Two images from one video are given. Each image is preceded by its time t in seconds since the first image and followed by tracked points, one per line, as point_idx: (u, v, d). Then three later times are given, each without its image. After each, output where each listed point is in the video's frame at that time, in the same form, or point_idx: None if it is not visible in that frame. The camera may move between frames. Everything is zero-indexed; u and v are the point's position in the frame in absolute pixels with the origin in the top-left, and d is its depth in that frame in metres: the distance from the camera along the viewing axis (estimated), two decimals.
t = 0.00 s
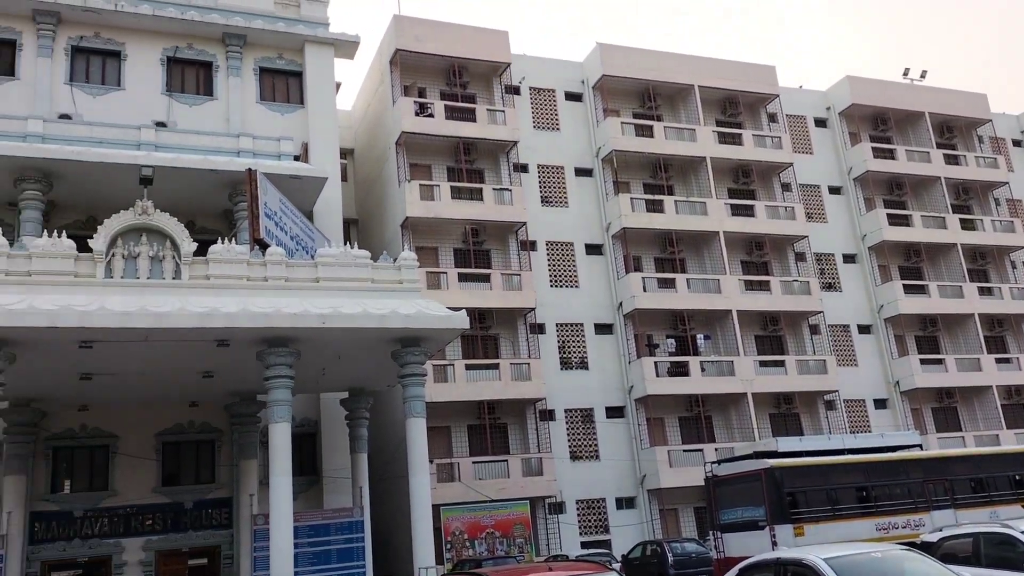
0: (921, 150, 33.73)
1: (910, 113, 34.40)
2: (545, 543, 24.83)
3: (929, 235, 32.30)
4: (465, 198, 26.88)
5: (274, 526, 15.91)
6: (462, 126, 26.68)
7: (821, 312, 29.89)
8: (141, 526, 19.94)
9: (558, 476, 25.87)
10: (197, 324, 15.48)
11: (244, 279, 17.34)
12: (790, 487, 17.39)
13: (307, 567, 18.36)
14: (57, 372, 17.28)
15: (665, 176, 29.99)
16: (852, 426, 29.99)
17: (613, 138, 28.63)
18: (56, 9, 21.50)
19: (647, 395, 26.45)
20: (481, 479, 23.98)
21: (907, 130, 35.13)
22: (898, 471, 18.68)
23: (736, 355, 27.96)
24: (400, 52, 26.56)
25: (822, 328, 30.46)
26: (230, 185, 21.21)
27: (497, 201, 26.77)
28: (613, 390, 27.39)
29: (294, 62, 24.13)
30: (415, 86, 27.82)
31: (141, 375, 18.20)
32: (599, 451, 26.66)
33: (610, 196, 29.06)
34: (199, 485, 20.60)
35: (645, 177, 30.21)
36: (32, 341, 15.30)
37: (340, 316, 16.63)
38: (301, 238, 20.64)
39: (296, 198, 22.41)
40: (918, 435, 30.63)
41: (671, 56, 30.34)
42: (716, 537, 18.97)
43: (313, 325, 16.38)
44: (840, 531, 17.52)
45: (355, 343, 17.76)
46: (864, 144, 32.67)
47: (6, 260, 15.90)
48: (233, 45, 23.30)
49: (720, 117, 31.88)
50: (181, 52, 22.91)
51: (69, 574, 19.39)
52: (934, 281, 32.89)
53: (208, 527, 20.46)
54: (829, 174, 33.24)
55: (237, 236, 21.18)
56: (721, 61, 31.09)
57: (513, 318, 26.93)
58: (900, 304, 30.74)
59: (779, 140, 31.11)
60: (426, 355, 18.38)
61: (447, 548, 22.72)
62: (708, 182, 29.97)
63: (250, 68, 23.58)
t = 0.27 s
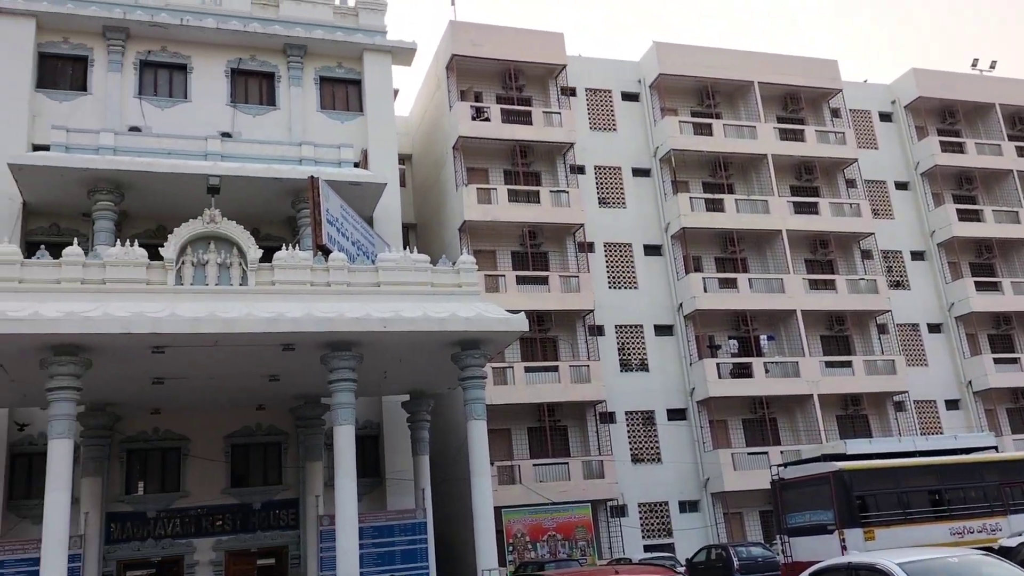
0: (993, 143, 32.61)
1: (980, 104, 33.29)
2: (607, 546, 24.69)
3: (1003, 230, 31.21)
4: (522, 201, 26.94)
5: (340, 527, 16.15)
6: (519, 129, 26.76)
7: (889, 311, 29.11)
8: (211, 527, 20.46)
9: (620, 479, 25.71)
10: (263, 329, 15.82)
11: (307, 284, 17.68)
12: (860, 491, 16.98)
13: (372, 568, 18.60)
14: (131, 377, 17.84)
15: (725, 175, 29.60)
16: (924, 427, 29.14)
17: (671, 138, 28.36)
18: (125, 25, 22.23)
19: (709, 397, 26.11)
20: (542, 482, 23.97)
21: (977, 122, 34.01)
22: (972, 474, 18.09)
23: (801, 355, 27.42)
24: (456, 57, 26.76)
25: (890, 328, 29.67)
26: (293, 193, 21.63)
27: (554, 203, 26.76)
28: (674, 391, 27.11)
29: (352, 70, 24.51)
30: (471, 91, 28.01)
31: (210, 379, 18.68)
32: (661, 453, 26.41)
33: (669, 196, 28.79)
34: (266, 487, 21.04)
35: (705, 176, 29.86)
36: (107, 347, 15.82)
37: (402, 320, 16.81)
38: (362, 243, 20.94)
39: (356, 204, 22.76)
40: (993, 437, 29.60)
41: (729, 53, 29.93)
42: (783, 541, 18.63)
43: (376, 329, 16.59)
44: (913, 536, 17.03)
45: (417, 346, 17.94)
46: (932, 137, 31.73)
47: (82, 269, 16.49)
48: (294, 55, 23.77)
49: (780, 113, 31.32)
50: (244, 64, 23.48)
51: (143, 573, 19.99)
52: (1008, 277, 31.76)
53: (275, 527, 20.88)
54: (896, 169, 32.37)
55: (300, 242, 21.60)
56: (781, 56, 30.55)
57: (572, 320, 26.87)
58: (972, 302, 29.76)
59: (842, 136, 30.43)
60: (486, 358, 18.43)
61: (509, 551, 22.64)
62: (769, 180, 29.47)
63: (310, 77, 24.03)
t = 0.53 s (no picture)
0: None
1: None
2: (668, 548, 24.45)
3: None
4: (576, 201, 26.92)
5: (400, 527, 16.29)
6: (572, 130, 26.70)
7: (957, 307, 28.25)
8: (276, 527, 20.86)
9: (680, 480, 25.44)
10: (324, 332, 16.07)
11: (365, 288, 17.91)
12: (929, 492, 16.51)
13: (433, 568, 18.74)
14: (197, 380, 18.30)
15: (783, 171, 29.09)
16: (993, 427, 28.16)
17: (727, 134, 27.98)
18: (187, 37, 22.83)
19: (770, 397, 25.67)
20: (601, 483, 23.87)
21: None
22: None
23: (864, 354, 26.79)
24: (508, 60, 26.83)
25: (958, 325, 28.79)
26: (350, 198, 21.94)
27: (609, 203, 26.62)
28: (734, 392, 26.72)
29: (406, 75, 24.75)
30: (524, 93, 28.05)
31: (272, 382, 19.05)
32: (721, 454, 26.07)
33: (725, 193, 28.40)
34: (328, 487, 21.37)
35: (762, 172, 29.39)
36: (174, 351, 16.26)
37: (458, 322, 16.90)
38: (418, 247, 21.13)
39: (412, 207, 22.98)
40: None
41: (786, 46, 29.40)
42: (850, 544, 18.21)
43: (433, 331, 16.72)
44: (986, 538, 16.50)
45: (474, 348, 18.02)
46: (1000, 127, 30.70)
47: (149, 276, 16.98)
48: (349, 62, 24.12)
49: (840, 107, 30.65)
50: (301, 72, 23.91)
51: (210, 572, 20.46)
52: None
53: (337, 528, 21.18)
54: (962, 161, 31.41)
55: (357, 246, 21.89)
56: (840, 49, 29.90)
57: (629, 321, 26.67)
58: None
59: (905, 128, 29.64)
60: (543, 359, 18.41)
61: (568, 552, 22.65)
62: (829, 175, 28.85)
63: (365, 83, 24.35)
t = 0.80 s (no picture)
0: None
1: None
2: (719, 549, 24.22)
3: None
4: (621, 199, 26.83)
5: (450, 528, 16.40)
6: (615, 128, 26.59)
7: (1014, 301, 27.50)
8: (328, 527, 21.15)
9: (730, 480, 25.17)
10: (371, 334, 16.25)
11: (412, 289, 18.07)
12: (988, 491, 16.10)
13: (483, 568, 18.83)
14: (249, 383, 18.65)
15: (832, 165, 28.62)
16: None
17: (774, 129, 27.59)
18: (234, 46, 23.27)
19: (821, 395, 25.26)
20: (650, 483, 23.74)
21: None
22: None
23: (918, 350, 26.22)
24: (550, 60, 26.82)
25: (1016, 320, 28.02)
26: (395, 201, 22.13)
27: (654, 201, 26.46)
28: (784, 390, 26.36)
29: (449, 78, 24.90)
30: (566, 92, 28.03)
31: (322, 384, 19.32)
32: (771, 453, 25.74)
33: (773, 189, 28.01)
34: (378, 488, 21.60)
35: (809, 167, 28.95)
36: (227, 354, 16.59)
37: (504, 323, 16.95)
38: (463, 248, 21.24)
39: (456, 209, 23.11)
40: None
41: (832, 38, 28.92)
42: (906, 544, 17.84)
43: (479, 332, 16.79)
44: None
45: (520, 349, 18.06)
46: None
47: (202, 281, 17.35)
48: (393, 67, 24.35)
49: (889, 99, 30.04)
50: (346, 77, 24.22)
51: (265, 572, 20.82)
52: None
53: (388, 528, 21.40)
54: (1017, 151, 30.56)
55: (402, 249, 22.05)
56: (888, 39, 29.30)
57: (676, 319, 26.46)
58: None
59: (957, 119, 28.94)
60: (589, 359, 18.36)
61: (618, 552, 22.56)
62: (879, 168, 28.29)
63: (408, 87, 24.56)
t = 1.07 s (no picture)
0: None
1: None
2: (776, 550, 23.84)
3: None
4: (671, 197, 26.57)
5: (504, 528, 16.43)
6: (664, 125, 26.35)
7: None
8: (383, 526, 21.38)
9: (787, 480, 24.76)
10: (423, 336, 16.37)
11: (463, 290, 18.16)
12: None
13: (537, 568, 18.83)
14: (305, 385, 18.94)
15: (889, 157, 27.96)
16: None
17: (827, 122, 27.05)
18: (285, 54, 23.66)
19: (881, 393, 24.70)
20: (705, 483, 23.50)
21: None
22: None
23: (982, 346, 25.46)
24: (597, 58, 26.69)
25: None
26: (444, 202, 22.26)
27: (704, 197, 26.16)
28: (842, 388, 25.85)
29: (496, 78, 24.96)
30: (614, 90, 27.88)
31: (376, 385, 19.53)
32: (830, 453, 25.25)
33: (827, 183, 27.47)
34: (432, 488, 21.76)
35: (865, 160, 28.33)
36: (282, 357, 16.88)
37: (555, 323, 16.92)
38: (513, 249, 21.28)
39: (505, 210, 23.16)
40: None
41: (886, 27, 28.24)
42: (972, 545, 17.34)
43: (530, 333, 16.79)
44: None
45: (571, 348, 18.01)
46: None
47: (258, 286, 17.68)
48: (440, 69, 24.49)
49: (947, 87, 29.21)
50: (394, 82, 24.45)
51: (322, 571, 21.13)
52: None
53: (442, 528, 21.53)
54: None
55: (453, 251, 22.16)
56: (945, 27, 28.51)
57: (729, 317, 26.13)
58: None
59: (1020, 107, 28.03)
60: (641, 359, 18.23)
61: (673, 553, 22.35)
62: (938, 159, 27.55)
63: (456, 89, 24.68)
